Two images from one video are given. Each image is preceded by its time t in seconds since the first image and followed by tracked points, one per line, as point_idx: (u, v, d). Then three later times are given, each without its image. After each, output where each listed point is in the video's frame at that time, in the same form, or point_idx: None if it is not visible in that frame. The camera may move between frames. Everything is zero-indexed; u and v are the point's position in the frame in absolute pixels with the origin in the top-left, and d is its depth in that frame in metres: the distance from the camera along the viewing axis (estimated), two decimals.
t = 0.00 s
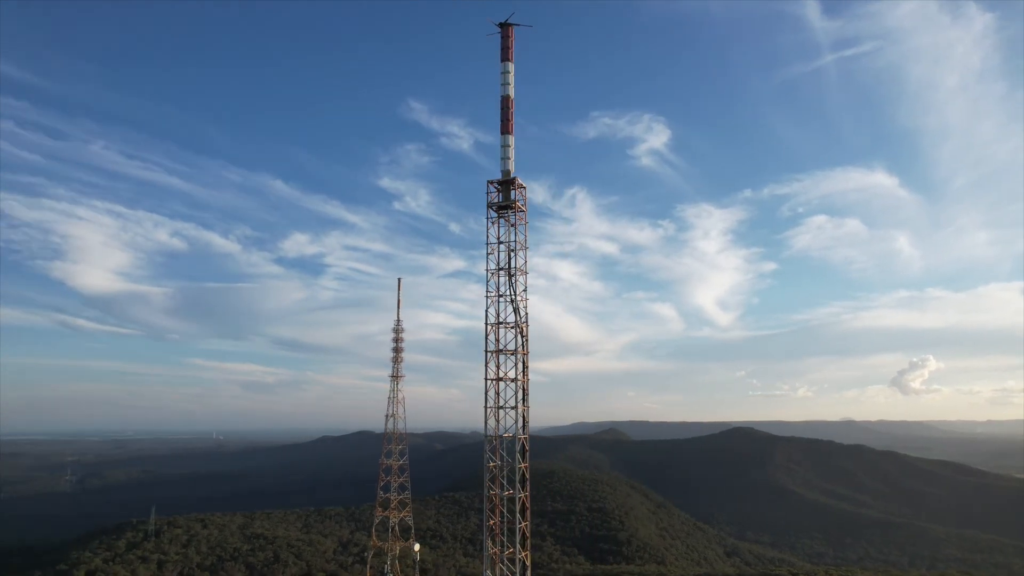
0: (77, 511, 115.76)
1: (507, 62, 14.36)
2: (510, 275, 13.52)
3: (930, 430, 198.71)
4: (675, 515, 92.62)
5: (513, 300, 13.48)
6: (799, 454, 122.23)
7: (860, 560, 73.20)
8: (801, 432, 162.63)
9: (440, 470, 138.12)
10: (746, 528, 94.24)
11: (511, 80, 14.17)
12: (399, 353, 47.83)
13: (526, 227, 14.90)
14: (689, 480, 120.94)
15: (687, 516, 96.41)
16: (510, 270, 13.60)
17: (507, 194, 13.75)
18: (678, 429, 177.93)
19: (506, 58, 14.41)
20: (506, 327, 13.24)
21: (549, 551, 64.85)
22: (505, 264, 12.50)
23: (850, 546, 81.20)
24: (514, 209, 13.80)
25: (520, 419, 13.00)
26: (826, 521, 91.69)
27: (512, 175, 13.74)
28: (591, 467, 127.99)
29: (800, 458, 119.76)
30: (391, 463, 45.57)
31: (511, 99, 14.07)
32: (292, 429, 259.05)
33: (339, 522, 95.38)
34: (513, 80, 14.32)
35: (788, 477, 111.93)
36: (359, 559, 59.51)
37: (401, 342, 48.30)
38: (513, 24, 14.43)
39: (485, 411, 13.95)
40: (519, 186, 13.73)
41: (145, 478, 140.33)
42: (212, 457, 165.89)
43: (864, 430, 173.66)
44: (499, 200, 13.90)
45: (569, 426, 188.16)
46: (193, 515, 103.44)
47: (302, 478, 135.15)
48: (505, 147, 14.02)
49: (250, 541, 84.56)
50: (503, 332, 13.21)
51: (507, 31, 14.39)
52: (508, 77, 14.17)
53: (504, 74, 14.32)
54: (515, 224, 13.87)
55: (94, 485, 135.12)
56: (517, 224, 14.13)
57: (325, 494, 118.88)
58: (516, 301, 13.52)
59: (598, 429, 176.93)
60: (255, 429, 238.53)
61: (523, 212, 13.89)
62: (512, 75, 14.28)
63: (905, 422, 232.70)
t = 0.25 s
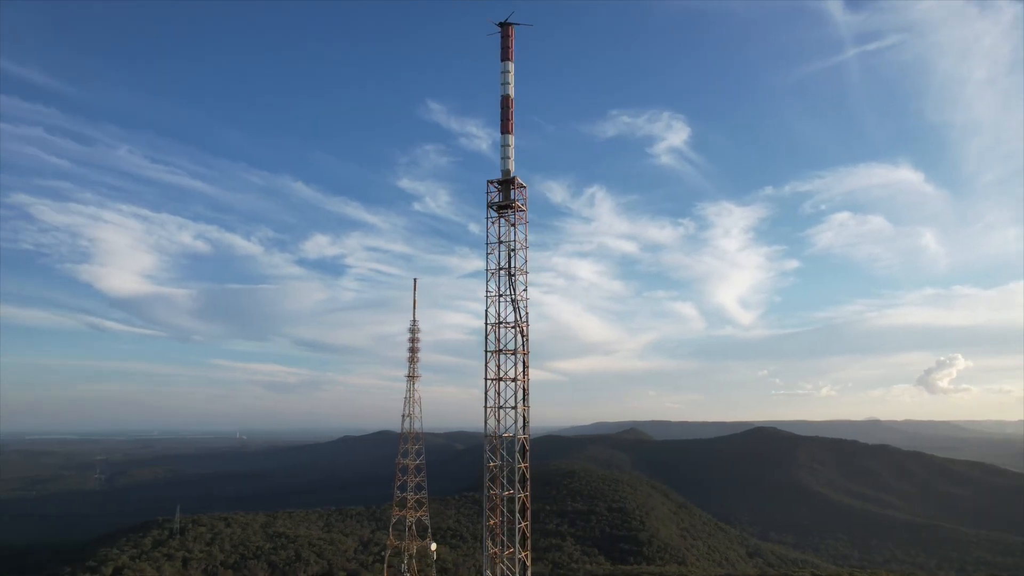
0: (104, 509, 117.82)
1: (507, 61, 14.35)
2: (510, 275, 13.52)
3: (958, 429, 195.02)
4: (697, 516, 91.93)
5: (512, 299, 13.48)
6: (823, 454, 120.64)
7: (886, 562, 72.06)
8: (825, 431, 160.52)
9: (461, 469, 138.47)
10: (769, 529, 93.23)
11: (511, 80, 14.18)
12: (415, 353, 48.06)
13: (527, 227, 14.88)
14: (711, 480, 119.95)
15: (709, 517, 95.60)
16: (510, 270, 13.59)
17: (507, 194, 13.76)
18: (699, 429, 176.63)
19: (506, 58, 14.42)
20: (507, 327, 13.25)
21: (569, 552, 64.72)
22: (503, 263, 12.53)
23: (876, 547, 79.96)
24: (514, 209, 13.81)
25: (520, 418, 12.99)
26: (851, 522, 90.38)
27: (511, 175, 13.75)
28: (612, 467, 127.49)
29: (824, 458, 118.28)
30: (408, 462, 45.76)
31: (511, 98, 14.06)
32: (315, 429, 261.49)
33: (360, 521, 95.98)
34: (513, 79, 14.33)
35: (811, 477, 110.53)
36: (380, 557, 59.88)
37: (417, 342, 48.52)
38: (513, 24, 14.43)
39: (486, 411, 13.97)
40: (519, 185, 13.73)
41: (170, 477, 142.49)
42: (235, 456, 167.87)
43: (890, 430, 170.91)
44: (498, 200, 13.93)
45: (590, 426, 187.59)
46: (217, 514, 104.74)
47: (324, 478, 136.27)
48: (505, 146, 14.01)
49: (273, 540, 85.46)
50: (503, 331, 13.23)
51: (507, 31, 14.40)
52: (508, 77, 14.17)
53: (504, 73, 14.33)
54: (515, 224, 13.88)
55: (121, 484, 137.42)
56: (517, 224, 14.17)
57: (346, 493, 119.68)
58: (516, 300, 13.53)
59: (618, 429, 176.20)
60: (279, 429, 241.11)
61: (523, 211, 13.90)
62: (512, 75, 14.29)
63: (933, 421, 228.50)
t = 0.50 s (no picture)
0: (135, 507, 119.92)
1: (507, 61, 14.37)
2: (510, 276, 13.53)
3: (991, 430, 190.59)
4: (722, 516, 91.10)
5: (512, 298, 13.47)
6: (851, 454, 118.81)
7: (917, 565, 70.72)
8: (852, 431, 158.12)
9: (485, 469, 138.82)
10: (796, 530, 91.99)
11: (511, 80, 14.18)
12: (433, 354, 48.33)
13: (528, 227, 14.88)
14: (736, 480, 118.72)
15: (734, 517, 94.68)
16: (510, 270, 13.59)
17: (507, 193, 13.76)
18: (724, 429, 174.93)
19: (506, 57, 14.42)
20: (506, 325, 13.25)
21: (592, 551, 64.56)
22: (501, 262, 12.53)
23: (907, 550, 78.54)
24: (513, 208, 13.82)
25: (520, 417, 12.94)
26: (879, 524, 88.90)
27: (511, 174, 13.76)
28: (635, 467, 126.84)
29: (852, 458, 116.50)
30: (426, 462, 45.96)
31: (511, 98, 14.05)
32: (339, 429, 263.61)
33: (383, 520, 96.61)
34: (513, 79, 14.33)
35: (839, 478, 108.95)
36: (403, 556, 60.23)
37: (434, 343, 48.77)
38: (513, 24, 14.44)
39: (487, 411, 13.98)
40: (519, 185, 13.75)
41: (199, 476, 144.59)
42: (262, 456, 169.95)
43: (920, 430, 167.76)
44: (498, 199, 13.94)
45: (613, 426, 186.76)
46: (243, 512, 106.15)
47: (349, 477, 137.41)
48: (505, 146, 14.02)
49: (297, 538, 86.38)
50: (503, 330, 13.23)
51: (507, 31, 14.39)
52: (508, 77, 14.17)
53: (504, 73, 14.33)
54: (514, 223, 13.86)
55: (151, 482, 139.87)
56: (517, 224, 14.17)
57: (370, 492, 120.49)
58: (516, 300, 13.52)
59: (642, 429, 175.26)
60: (304, 429, 243.48)
61: (523, 211, 13.92)
62: (512, 74, 14.30)
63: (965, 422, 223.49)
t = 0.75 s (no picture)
0: (161, 506, 121.76)
1: (507, 60, 14.34)
2: (510, 275, 13.50)
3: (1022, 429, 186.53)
4: (744, 517, 90.24)
5: (511, 298, 13.44)
6: (877, 454, 116.97)
7: (945, 568, 69.40)
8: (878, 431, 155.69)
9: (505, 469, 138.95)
10: (820, 531, 90.84)
11: (511, 79, 14.15)
12: (449, 354, 48.46)
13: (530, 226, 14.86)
14: (759, 480, 117.46)
15: (757, 518, 93.76)
16: (510, 269, 13.58)
17: (508, 193, 13.73)
18: (747, 429, 173.24)
19: (506, 56, 14.39)
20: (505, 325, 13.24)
21: (613, 551, 64.35)
22: (499, 262, 12.51)
23: (934, 552, 77.15)
24: (513, 207, 13.79)
25: (520, 417, 12.90)
26: (906, 525, 87.42)
27: (511, 174, 13.74)
28: (657, 467, 126.10)
29: (877, 458, 114.81)
30: (443, 462, 46.09)
31: (511, 97, 14.03)
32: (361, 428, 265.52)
33: (404, 520, 97.09)
34: (514, 78, 14.29)
35: (865, 478, 107.32)
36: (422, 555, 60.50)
37: (451, 343, 48.88)
38: (513, 22, 14.41)
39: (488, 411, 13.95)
40: (519, 184, 13.71)
41: (223, 475, 146.45)
42: (284, 455, 171.63)
43: (948, 430, 164.69)
44: (499, 199, 13.92)
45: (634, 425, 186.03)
46: (266, 511, 107.35)
47: (371, 476, 138.26)
48: (505, 146, 14.01)
49: (319, 537, 87.15)
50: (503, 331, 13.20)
51: (507, 29, 14.35)
52: (508, 76, 14.15)
53: (504, 73, 14.31)
54: (514, 223, 13.85)
55: (177, 481, 141.94)
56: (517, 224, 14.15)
57: (391, 492, 121.13)
58: (515, 300, 13.48)
59: (664, 428, 174.18)
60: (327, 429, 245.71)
61: (523, 211, 13.87)
62: (512, 74, 14.26)
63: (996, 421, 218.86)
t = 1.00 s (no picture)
0: (190, 504, 123.71)
1: (507, 60, 14.34)
2: (511, 275, 13.49)
3: None
4: (769, 518, 89.16)
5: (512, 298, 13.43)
6: (907, 454, 114.82)
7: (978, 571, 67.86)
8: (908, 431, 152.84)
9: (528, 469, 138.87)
10: (849, 532, 89.44)
11: (511, 79, 14.15)
12: (467, 354, 48.55)
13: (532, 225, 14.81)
14: (786, 480, 115.99)
15: (783, 518, 92.60)
16: (511, 269, 13.58)
17: (508, 192, 13.69)
18: (773, 428, 171.15)
19: (507, 56, 14.38)
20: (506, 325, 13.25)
21: (636, 552, 64.00)
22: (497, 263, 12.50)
23: (967, 555, 75.49)
24: (513, 207, 13.75)
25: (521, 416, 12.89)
26: (938, 527, 85.71)
27: (512, 173, 13.70)
28: (681, 467, 125.09)
29: (908, 458, 112.67)
30: (461, 462, 46.17)
31: (511, 96, 14.01)
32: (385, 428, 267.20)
33: (428, 519, 97.43)
34: (514, 78, 14.29)
35: (895, 478, 105.42)
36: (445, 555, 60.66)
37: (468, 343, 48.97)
38: (513, 22, 14.39)
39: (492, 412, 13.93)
40: (520, 183, 13.67)
41: (250, 474, 148.38)
42: (310, 455, 173.26)
43: (981, 429, 161.10)
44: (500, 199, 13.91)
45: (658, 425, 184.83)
46: (292, 510, 108.46)
47: (394, 476, 138.97)
48: (505, 145, 13.99)
49: (343, 536, 87.82)
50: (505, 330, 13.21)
51: (507, 29, 14.34)
52: (508, 76, 14.16)
53: (505, 72, 14.31)
54: (514, 222, 13.83)
55: (205, 480, 144.02)
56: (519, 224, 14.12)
57: (414, 491, 121.66)
58: (516, 300, 13.46)
59: (688, 428, 172.71)
60: (352, 429, 247.75)
61: (523, 210, 13.83)
62: (512, 73, 14.26)
63: None
